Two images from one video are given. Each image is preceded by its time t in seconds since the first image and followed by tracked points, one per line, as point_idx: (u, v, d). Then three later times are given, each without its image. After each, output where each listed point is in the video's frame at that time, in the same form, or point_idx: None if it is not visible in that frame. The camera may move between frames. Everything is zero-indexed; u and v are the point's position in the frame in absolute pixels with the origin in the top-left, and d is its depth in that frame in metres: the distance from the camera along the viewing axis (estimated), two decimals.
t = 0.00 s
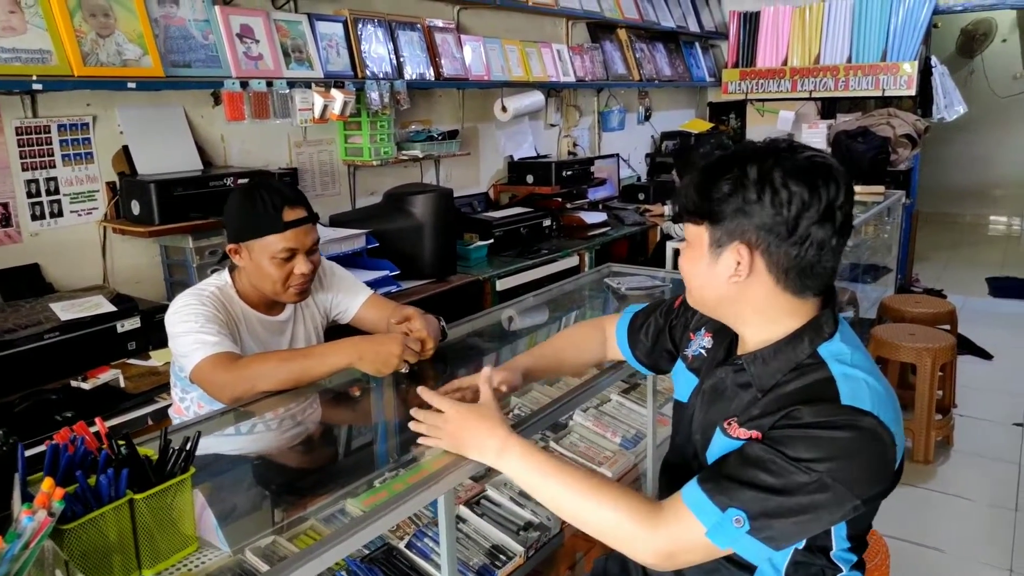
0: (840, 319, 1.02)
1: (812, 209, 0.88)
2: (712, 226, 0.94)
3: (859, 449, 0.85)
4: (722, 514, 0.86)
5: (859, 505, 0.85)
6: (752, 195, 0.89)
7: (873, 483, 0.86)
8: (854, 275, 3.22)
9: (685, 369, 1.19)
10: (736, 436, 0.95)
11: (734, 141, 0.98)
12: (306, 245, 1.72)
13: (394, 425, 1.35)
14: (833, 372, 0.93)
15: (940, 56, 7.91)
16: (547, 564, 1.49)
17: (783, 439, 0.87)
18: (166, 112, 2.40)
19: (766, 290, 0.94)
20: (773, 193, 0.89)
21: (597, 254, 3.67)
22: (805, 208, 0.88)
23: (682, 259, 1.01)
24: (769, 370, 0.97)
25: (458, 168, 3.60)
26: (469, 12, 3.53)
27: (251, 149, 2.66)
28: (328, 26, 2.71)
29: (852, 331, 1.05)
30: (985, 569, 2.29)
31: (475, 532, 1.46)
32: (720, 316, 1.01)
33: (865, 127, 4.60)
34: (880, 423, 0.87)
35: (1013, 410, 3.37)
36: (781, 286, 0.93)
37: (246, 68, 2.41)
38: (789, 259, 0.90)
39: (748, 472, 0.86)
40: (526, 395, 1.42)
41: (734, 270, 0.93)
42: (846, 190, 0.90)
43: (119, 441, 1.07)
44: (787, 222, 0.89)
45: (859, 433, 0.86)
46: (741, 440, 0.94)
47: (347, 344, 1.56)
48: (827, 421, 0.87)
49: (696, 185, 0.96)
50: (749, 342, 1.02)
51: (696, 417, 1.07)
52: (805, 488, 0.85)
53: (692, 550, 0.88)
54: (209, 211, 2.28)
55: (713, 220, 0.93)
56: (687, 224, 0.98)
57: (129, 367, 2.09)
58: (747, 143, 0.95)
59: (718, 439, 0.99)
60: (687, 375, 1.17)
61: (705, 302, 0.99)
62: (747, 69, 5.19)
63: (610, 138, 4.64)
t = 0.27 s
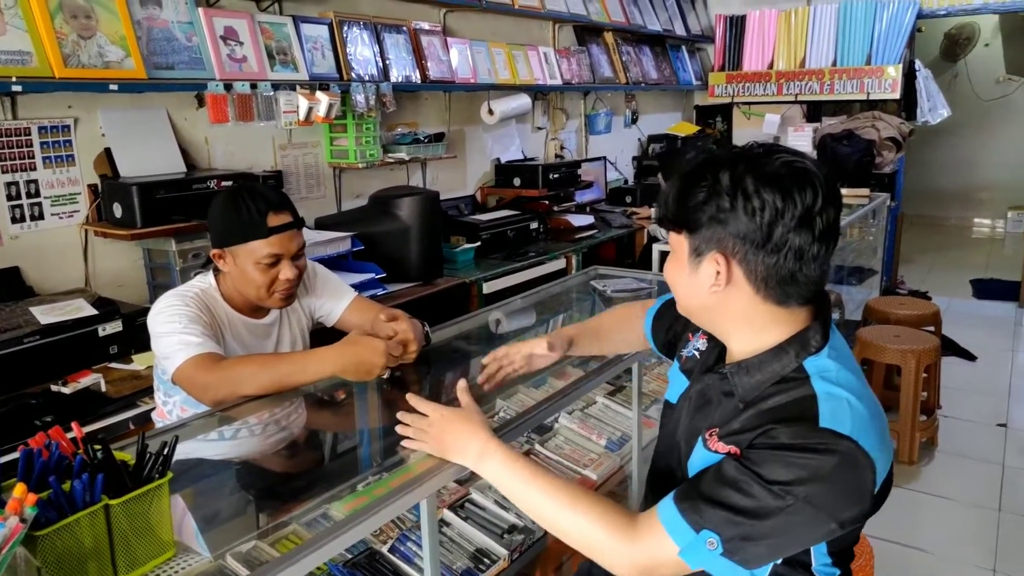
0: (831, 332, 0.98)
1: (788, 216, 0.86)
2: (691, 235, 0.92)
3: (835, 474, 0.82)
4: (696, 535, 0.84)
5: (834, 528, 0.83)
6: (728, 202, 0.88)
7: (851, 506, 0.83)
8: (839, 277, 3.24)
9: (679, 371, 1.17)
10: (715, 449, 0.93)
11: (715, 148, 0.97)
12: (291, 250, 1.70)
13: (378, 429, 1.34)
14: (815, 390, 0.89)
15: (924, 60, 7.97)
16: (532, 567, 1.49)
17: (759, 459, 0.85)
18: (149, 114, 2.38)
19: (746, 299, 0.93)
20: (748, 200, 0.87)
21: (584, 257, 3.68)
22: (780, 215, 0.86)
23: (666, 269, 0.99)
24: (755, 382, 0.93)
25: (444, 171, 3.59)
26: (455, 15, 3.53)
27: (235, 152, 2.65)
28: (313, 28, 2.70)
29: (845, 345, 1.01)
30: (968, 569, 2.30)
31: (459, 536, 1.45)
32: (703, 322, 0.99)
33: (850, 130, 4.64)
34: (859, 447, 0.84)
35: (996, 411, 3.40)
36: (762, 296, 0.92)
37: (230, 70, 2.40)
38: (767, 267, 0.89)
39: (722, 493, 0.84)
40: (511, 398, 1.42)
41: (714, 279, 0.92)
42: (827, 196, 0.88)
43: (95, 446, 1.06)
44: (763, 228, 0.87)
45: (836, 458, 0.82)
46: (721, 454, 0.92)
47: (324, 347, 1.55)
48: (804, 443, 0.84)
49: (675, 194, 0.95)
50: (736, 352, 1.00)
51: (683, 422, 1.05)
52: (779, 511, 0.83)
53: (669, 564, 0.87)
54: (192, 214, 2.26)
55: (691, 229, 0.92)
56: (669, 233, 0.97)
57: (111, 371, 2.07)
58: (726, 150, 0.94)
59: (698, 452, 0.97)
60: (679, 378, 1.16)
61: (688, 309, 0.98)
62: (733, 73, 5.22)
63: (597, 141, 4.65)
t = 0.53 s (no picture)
0: (822, 340, 0.96)
1: (775, 225, 0.86)
2: (680, 238, 0.92)
3: (813, 484, 0.81)
4: (674, 547, 0.83)
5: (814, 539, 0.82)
6: (715, 208, 0.88)
7: (831, 517, 0.82)
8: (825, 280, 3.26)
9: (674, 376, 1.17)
10: (699, 458, 0.89)
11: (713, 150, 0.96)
12: (275, 253, 1.68)
13: (363, 434, 1.33)
14: (799, 398, 0.87)
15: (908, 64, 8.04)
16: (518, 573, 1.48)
17: (737, 470, 0.83)
18: (133, 117, 2.36)
19: (732, 304, 0.92)
20: (737, 207, 0.87)
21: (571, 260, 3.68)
22: (766, 223, 0.86)
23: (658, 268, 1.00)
24: (739, 389, 0.92)
25: (431, 175, 3.58)
26: (442, 18, 3.53)
27: (220, 154, 2.63)
28: (298, 30, 2.69)
29: (838, 354, 0.99)
30: (954, 571, 2.31)
31: (445, 541, 1.44)
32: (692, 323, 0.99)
33: (835, 134, 4.67)
34: (838, 458, 0.82)
35: (980, 413, 3.42)
36: (746, 302, 0.91)
37: (214, 73, 2.38)
38: (753, 275, 0.88)
39: (700, 504, 0.83)
40: (498, 403, 1.46)
41: (701, 283, 0.92)
42: (818, 207, 0.87)
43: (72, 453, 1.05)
44: (748, 237, 0.87)
45: (814, 468, 0.81)
46: (705, 464, 0.88)
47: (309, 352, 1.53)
48: (782, 453, 0.82)
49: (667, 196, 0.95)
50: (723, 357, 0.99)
51: (673, 427, 1.03)
52: (756, 524, 0.81)
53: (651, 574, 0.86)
54: (176, 217, 2.24)
55: (680, 232, 0.92)
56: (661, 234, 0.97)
57: (93, 376, 2.04)
58: (721, 153, 0.93)
59: (683, 459, 0.93)
60: (672, 381, 1.16)
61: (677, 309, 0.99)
62: (719, 77, 5.24)
63: (584, 144, 4.66)
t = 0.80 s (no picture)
0: (812, 357, 0.96)
1: (760, 239, 0.86)
2: (670, 247, 0.93)
3: (794, 503, 0.80)
4: (657, 567, 0.82)
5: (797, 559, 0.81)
6: (704, 218, 0.88)
7: (813, 536, 0.81)
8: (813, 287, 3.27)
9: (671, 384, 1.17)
10: (685, 472, 0.91)
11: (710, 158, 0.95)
12: (263, 261, 1.67)
13: (350, 444, 1.32)
14: (783, 413, 0.87)
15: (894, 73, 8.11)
16: None
17: (719, 487, 0.83)
18: (120, 125, 2.34)
19: (719, 316, 0.93)
20: (726, 219, 0.87)
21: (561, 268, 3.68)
22: (752, 236, 0.86)
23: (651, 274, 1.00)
24: (727, 401, 0.92)
25: (420, 182, 3.58)
26: (431, 26, 3.54)
27: (208, 162, 2.61)
28: (287, 38, 2.68)
29: (830, 372, 0.98)
30: None
31: (433, 553, 1.43)
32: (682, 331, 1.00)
33: (823, 142, 4.70)
34: (819, 475, 0.81)
35: (967, 419, 3.44)
36: (733, 315, 0.92)
37: (202, 80, 2.37)
38: (738, 287, 0.89)
39: (683, 521, 0.83)
40: (487, 412, 1.46)
41: (689, 293, 0.92)
42: (806, 222, 0.87)
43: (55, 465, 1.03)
44: (735, 249, 0.87)
45: (794, 486, 0.80)
46: (690, 477, 0.90)
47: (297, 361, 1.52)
48: (763, 471, 0.82)
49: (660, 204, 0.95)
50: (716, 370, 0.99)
51: (666, 436, 1.03)
52: (737, 543, 0.80)
53: None
54: (164, 225, 2.23)
55: (670, 240, 0.92)
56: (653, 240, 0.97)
57: (78, 386, 2.02)
58: (715, 163, 0.93)
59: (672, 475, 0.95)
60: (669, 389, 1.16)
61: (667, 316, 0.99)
62: (708, 85, 5.27)
63: (574, 152, 4.67)
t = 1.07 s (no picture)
0: (811, 377, 0.96)
1: (812, 247, 0.87)
2: (715, 275, 0.87)
3: (792, 523, 0.79)
4: None
5: None
6: (759, 239, 0.85)
7: (810, 558, 0.81)
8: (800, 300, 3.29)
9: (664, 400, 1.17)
10: (680, 488, 0.90)
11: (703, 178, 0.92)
12: (250, 278, 1.67)
13: (338, 462, 1.31)
14: (782, 433, 0.86)
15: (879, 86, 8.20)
16: None
17: (717, 505, 0.82)
18: (106, 139, 2.32)
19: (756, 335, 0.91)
20: (783, 234, 0.85)
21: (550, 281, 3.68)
22: (805, 247, 0.86)
23: (661, 311, 0.92)
24: (727, 420, 0.91)
25: (409, 196, 3.58)
26: (419, 40, 3.55)
27: (195, 176, 2.60)
28: (275, 52, 2.68)
29: (828, 393, 0.98)
30: None
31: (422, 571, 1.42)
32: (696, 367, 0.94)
33: (809, 155, 4.74)
34: (817, 495, 0.81)
35: (954, 431, 3.46)
36: (779, 330, 0.92)
37: (189, 94, 2.36)
38: (792, 300, 0.89)
39: (680, 538, 0.82)
40: (475, 428, 1.45)
41: (743, 316, 0.89)
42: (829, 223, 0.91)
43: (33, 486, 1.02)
44: (792, 262, 0.86)
45: (793, 506, 0.80)
46: (686, 494, 0.89)
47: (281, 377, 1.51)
48: (762, 490, 0.81)
49: (685, 232, 0.88)
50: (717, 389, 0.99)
51: (660, 455, 1.04)
52: (734, 564, 0.79)
53: None
54: (150, 240, 2.21)
55: (716, 267, 0.86)
56: (672, 273, 0.90)
57: (62, 403, 1.99)
58: (723, 182, 0.90)
59: (666, 490, 0.93)
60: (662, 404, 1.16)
61: (688, 355, 0.92)
62: (695, 99, 5.31)
63: (562, 165, 4.69)
